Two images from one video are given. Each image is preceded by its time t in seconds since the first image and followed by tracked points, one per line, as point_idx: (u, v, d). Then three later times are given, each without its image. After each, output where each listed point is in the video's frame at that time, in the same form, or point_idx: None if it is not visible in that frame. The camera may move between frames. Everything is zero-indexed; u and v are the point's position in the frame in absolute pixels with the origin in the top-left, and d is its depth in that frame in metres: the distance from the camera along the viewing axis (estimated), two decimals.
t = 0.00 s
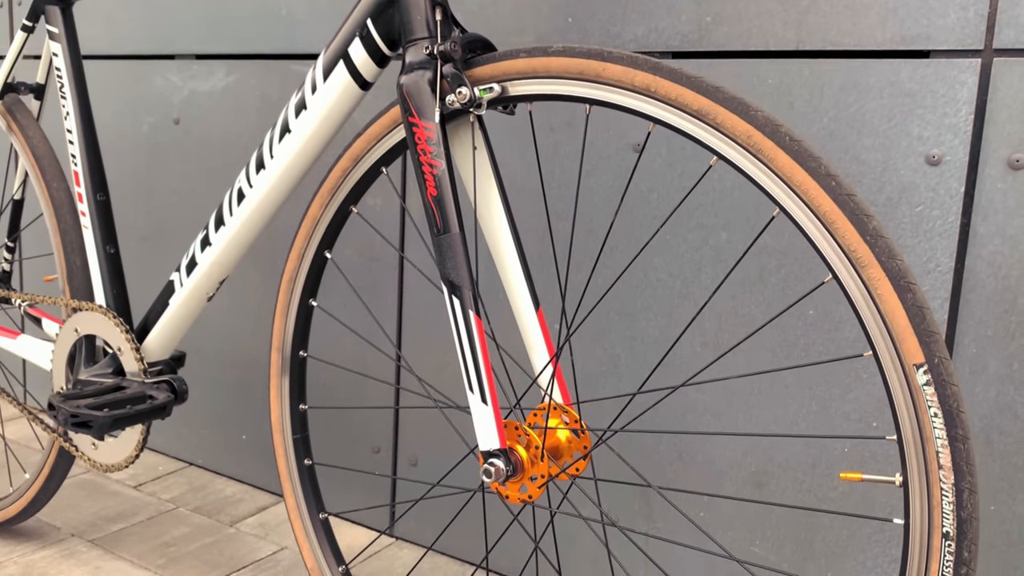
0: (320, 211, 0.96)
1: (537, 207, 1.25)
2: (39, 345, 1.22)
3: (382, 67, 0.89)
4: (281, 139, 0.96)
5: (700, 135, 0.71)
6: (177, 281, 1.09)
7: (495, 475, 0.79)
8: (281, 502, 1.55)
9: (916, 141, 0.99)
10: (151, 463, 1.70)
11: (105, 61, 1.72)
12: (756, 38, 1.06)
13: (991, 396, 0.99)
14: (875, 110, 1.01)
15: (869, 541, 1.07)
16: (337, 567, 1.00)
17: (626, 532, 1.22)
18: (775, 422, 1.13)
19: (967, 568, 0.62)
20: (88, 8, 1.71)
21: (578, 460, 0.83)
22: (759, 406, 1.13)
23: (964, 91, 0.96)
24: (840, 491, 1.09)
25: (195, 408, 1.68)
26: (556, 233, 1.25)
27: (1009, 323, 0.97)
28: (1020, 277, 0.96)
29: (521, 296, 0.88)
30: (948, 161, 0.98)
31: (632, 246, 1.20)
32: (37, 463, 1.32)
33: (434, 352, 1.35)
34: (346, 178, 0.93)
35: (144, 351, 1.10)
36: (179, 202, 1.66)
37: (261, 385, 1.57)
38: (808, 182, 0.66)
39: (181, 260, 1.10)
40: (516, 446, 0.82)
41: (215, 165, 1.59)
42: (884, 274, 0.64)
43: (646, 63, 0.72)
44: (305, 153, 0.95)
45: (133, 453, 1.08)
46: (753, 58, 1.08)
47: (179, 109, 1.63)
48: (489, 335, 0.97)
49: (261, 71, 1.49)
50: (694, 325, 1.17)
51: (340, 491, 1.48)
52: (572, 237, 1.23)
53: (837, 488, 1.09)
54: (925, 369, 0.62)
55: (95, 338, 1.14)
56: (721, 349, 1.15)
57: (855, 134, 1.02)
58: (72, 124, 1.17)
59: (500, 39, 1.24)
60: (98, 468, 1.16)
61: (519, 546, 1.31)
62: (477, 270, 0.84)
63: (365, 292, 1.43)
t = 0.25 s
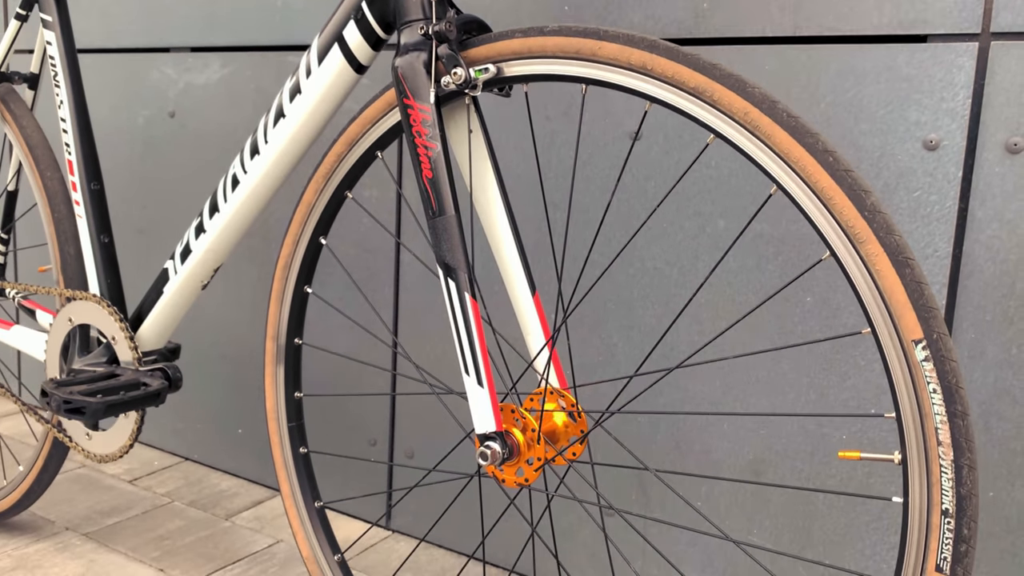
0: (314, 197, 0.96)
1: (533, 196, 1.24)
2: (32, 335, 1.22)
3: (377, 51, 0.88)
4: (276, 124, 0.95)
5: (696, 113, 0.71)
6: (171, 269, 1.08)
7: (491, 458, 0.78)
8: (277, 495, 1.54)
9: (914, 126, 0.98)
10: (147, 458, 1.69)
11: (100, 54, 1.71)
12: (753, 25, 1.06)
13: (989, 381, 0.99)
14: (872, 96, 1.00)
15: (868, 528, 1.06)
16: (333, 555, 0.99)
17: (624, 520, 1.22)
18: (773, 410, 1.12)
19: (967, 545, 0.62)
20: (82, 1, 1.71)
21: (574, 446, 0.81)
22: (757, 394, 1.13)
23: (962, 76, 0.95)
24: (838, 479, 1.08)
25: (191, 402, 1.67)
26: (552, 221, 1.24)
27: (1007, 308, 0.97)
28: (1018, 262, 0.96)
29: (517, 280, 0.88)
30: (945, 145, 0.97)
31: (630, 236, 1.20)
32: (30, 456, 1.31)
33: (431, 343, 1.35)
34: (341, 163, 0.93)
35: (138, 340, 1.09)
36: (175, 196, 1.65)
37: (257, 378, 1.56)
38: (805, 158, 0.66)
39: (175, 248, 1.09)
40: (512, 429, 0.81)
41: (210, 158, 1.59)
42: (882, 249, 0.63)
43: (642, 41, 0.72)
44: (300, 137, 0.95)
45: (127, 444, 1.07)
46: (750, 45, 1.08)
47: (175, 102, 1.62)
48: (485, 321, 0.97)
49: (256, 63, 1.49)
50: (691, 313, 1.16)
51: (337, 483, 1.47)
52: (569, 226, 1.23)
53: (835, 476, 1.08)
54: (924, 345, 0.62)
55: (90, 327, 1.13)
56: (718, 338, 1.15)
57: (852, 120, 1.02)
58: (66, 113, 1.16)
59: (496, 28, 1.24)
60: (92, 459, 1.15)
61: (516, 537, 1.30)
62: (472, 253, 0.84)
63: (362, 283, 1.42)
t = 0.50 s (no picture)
0: (311, 186, 0.95)
1: (531, 189, 1.24)
2: (28, 330, 1.21)
3: (373, 38, 0.88)
4: (272, 113, 0.95)
5: (694, 95, 0.71)
6: (167, 261, 1.08)
7: (489, 445, 0.78)
8: (275, 492, 1.53)
9: (911, 114, 0.98)
10: (143, 456, 1.68)
11: (96, 51, 1.71)
12: (750, 14, 1.06)
13: (989, 369, 0.98)
14: (869, 84, 1.00)
15: (868, 518, 1.06)
16: (331, 548, 0.98)
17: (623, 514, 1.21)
18: (772, 401, 1.12)
19: (969, 526, 0.61)
20: None
21: (573, 433, 0.81)
22: (756, 384, 1.13)
23: (959, 63, 0.95)
24: (838, 470, 1.08)
25: (187, 399, 1.66)
26: (549, 214, 1.24)
27: (1006, 295, 0.97)
28: (1016, 249, 0.96)
29: (514, 268, 0.87)
30: (943, 133, 0.97)
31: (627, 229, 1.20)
32: (26, 452, 1.30)
33: (428, 337, 1.34)
34: (337, 152, 0.93)
35: (134, 333, 1.09)
36: (171, 192, 1.65)
37: (254, 375, 1.56)
38: (803, 139, 0.65)
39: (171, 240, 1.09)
40: (510, 416, 0.80)
41: (206, 154, 1.59)
42: (881, 229, 0.63)
43: (639, 24, 0.72)
44: (296, 127, 0.94)
45: (123, 438, 1.07)
46: (747, 34, 1.08)
47: (171, 99, 1.62)
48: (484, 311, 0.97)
49: (253, 58, 1.49)
50: (689, 304, 1.16)
51: (335, 479, 1.46)
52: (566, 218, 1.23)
53: (835, 466, 1.08)
54: (924, 324, 0.62)
55: (85, 321, 1.13)
56: (716, 329, 1.15)
57: (850, 108, 1.02)
58: (61, 106, 1.16)
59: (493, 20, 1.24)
60: (88, 453, 1.14)
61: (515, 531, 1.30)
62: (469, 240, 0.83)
63: (359, 278, 1.41)
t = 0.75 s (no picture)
0: (307, 178, 0.95)
1: (528, 183, 1.24)
2: (23, 327, 1.20)
3: (370, 29, 0.87)
4: (269, 104, 0.94)
5: (692, 81, 0.70)
6: (164, 255, 1.07)
7: (488, 434, 0.77)
8: (272, 491, 1.52)
9: (909, 104, 0.98)
10: (140, 455, 1.67)
11: (92, 49, 1.71)
12: (746, 6, 1.06)
13: (988, 360, 0.98)
14: (867, 74, 1.00)
15: (868, 510, 1.06)
16: (329, 542, 0.98)
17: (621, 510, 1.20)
18: (770, 394, 1.11)
19: (971, 510, 0.60)
20: None
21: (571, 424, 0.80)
22: (755, 377, 1.12)
23: (956, 52, 0.95)
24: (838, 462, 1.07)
25: (184, 398, 1.65)
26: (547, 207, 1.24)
27: (1005, 285, 0.96)
28: (1015, 238, 0.95)
29: (512, 258, 0.87)
30: (941, 123, 0.97)
31: (626, 224, 1.19)
32: (22, 450, 1.29)
33: (426, 333, 1.34)
34: (334, 142, 0.92)
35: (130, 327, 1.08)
36: (168, 190, 1.65)
37: (251, 373, 1.55)
38: (802, 122, 0.65)
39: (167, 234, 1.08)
40: (509, 406, 0.80)
41: (203, 151, 1.58)
42: (881, 212, 0.63)
43: (636, 10, 0.72)
44: (293, 118, 0.94)
45: (118, 434, 1.06)
46: (744, 26, 1.08)
47: (167, 96, 1.62)
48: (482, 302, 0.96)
49: (249, 55, 1.48)
50: (688, 297, 1.16)
51: (333, 477, 1.46)
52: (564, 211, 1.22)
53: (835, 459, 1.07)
54: (924, 307, 0.61)
55: (81, 316, 1.12)
56: (715, 322, 1.14)
57: (848, 99, 1.01)
58: (56, 101, 1.16)
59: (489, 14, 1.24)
60: (84, 449, 1.13)
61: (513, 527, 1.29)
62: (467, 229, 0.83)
63: (356, 274, 1.40)
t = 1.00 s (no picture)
0: (303, 166, 0.94)
1: (524, 174, 1.24)
2: (17, 320, 1.19)
3: (365, 15, 0.86)
4: (264, 92, 0.94)
5: (689, 61, 0.70)
6: (158, 246, 1.07)
7: (485, 419, 0.77)
8: (268, 487, 1.51)
9: (904, 90, 0.98)
10: (135, 453, 1.66)
11: (86, 46, 1.70)
12: None
13: (986, 346, 0.98)
14: (862, 62, 1.00)
15: (866, 499, 1.05)
16: (325, 533, 0.97)
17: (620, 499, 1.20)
18: (768, 383, 1.11)
19: (971, 488, 0.60)
20: None
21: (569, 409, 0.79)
22: (752, 367, 1.12)
23: (952, 38, 0.95)
24: (835, 451, 1.07)
25: (180, 395, 1.65)
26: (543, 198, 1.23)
27: (1002, 271, 0.96)
28: (1012, 224, 0.95)
29: (509, 244, 0.86)
30: (937, 109, 0.97)
31: (622, 215, 1.19)
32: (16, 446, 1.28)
33: (423, 326, 1.33)
34: (329, 130, 0.92)
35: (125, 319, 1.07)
36: (163, 186, 1.64)
37: (246, 368, 1.54)
38: (799, 100, 0.65)
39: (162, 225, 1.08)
40: (506, 391, 0.79)
41: (198, 147, 1.58)
42: (879, 189, 0.62)
43: None
44: (288, 106, 0.93)
45: (114, 426, 1.05)
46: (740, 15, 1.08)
47: (162, 92, 1.61)
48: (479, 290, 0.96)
49: (244, 49, 1.48)
50: (684, 286, 1.16)
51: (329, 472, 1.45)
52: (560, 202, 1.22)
53: (832, 447, 1.07)
54: (923, 285, 0.61)
55: (76, 309, 1.11)
56: (712, 311, 1.14)
57: (844, 86, 1.01)
58: (50, 92, 1.15)
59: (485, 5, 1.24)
60: (78, 443, 1.13)
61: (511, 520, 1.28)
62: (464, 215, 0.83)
63: (352, 268, 1.40)
